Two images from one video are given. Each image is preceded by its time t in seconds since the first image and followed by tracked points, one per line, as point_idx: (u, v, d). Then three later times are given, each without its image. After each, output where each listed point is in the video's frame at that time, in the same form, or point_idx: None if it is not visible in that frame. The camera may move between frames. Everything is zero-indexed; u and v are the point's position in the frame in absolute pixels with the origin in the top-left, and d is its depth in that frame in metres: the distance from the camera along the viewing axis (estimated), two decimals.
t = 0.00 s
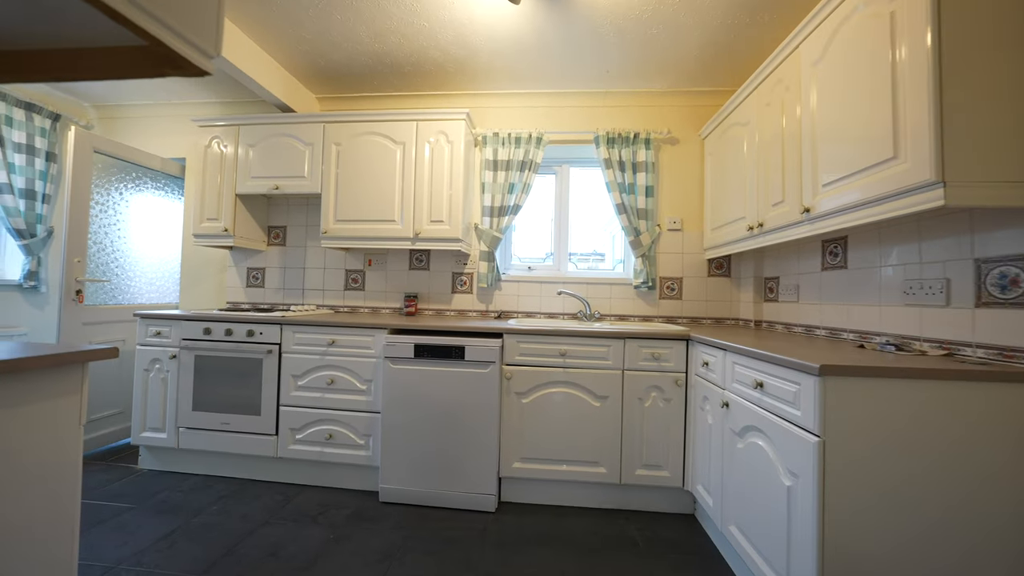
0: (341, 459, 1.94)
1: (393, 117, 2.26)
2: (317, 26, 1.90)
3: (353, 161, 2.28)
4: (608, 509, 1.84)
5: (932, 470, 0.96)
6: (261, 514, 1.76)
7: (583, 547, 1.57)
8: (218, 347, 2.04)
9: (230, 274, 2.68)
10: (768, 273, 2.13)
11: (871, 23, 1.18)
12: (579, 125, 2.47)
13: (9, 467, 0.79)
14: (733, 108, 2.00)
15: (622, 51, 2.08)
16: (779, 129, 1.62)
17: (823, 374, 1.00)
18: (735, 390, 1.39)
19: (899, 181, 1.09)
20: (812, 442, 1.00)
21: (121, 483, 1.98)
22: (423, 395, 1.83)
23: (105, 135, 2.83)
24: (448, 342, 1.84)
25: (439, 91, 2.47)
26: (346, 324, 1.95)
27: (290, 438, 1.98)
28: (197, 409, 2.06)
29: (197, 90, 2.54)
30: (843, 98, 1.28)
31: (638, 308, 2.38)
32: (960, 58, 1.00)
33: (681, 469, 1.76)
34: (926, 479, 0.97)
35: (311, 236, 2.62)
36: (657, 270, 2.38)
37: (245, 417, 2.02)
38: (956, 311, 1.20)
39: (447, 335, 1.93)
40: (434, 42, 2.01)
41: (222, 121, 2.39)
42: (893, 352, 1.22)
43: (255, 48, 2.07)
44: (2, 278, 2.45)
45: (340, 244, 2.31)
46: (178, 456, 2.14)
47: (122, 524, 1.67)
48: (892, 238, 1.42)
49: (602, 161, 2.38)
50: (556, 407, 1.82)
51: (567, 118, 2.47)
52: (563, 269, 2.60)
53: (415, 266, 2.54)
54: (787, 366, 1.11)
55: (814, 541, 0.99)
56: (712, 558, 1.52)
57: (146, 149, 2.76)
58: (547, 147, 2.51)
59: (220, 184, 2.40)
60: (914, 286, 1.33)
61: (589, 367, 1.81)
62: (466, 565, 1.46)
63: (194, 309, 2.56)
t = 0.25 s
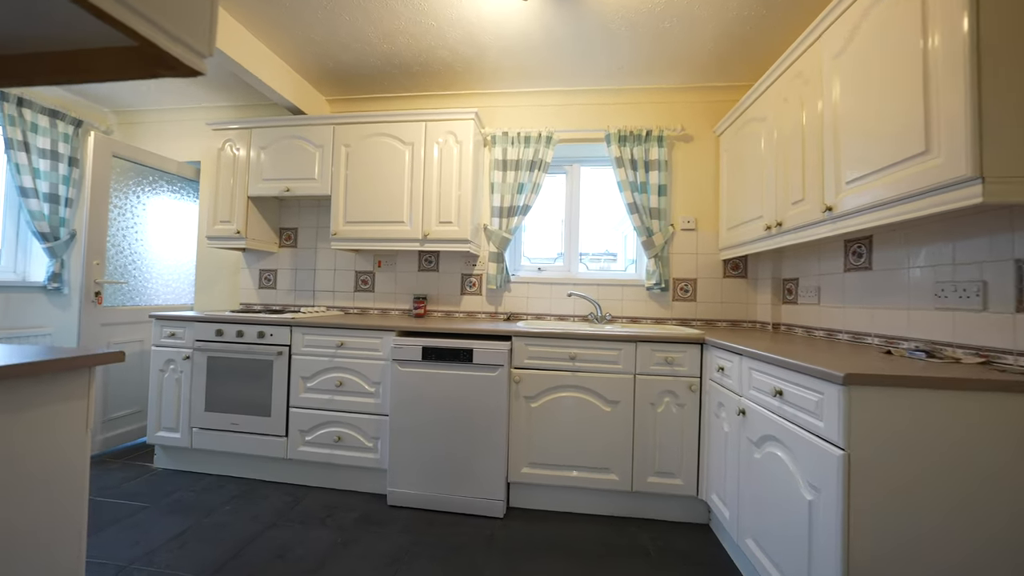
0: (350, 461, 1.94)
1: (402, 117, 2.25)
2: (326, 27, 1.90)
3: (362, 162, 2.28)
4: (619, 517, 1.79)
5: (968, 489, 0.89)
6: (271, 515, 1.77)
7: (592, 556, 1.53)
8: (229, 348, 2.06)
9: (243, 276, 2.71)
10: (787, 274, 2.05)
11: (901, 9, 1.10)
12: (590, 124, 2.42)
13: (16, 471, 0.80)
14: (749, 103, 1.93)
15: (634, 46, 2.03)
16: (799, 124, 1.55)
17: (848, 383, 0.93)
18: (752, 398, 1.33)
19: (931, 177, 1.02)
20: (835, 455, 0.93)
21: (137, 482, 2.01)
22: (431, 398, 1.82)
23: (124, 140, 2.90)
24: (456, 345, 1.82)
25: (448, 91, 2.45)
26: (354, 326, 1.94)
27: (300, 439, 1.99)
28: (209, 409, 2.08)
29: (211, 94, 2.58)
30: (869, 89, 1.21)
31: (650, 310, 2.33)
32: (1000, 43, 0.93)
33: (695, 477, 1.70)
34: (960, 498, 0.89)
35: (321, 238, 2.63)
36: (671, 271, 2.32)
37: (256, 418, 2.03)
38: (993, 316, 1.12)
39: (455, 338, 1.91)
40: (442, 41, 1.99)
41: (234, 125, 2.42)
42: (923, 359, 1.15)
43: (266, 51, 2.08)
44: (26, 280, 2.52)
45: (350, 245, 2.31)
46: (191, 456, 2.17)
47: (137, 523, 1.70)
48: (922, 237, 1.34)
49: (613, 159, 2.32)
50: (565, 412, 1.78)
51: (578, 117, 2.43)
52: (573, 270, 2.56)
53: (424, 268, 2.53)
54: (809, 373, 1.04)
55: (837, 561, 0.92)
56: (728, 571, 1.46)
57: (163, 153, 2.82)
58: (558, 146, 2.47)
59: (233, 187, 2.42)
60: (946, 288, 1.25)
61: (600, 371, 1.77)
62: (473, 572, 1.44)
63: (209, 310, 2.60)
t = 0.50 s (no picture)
0: (359, 465, 1.93)
1: (412, 118, 2.23)
2: (334, 29, 1.90)
3: (372, 163, 2.28)
4: (632, 527, 1.73)
5: (1021, 517, 0.80)
6: (281, 518, 1.77)
7: (604, 568, 1.48)
8: (241, 350, 2.08)
9: (256, 278, 2.74)
10: (810, 276, 1.96)
11: None
12: (602, 121, 2.37)
13: (20, 477, 0.80)
14: (769, 96, 1.85)
15: (648, 40, 1.97)
16: (823, 118, 1.47)
17: (882, 396, 0.86)
18: (774, 406, 1.26)
19: (974, 172, 0.94)
20: (867, 473, 0.86)
21: (152, 482, 2.05)
22: (440, 401, 1.79)
23: (144, 145, 2.96)
24: (465, 348, 1.79)
25: (458, 91, 2.43)
26: (363, 329, 1.93)
27: (310, 441, 1.99)
28: (222, 411, 2.10)
29: (225, 98, 2.61)
30: (903, 79, 1.13)
31: (665, 312, 2.26)
32: None
33: (713, 488, 1.64)
34: (1004, 516, 0.81)
35: (332, 240, 2.64)
36: (686, 273, 2.24)
37: (267, 419, 2.04)
38: None
39: (464, 340, 1.88)
40: (450, 40, 1.97)
41: (247, 128, 2.44)
42: (963, 368, 1.07)
43: (277, 55, 2.09)
44: (51, 282, 2.60)
45: (360, 247, 2.31)
46: (205, 456, 2.19)
47: (150, 523, 1.72)
48: (960, 236, 1.25)
49: (626, 157, 2.26)
50: (577, 418, 1.73)
51: (589, 114, 2.38)
52: (585, 271, 2.51)
53: (434, 269, 2.51)
54: (838, 384, 0.97)
55: None
56: None
57: (180, 157, 2.87)
58: (569, 144, 2.42)
59: (246, 190, 2.45)
60: (988, 292, 1.16)
61: (612, 376, 1.71)
62: None
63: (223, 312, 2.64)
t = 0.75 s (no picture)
0: (368, 468, 1.92)
1: (421, 118, 2.21)
2: (343, 29, 1.88)
3: (382, 165, 2.26)
4: (647, 538, 1.67)
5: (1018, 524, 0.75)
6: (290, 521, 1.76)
7: None
8: (253, 351, 2.08)
9: (269, 279, 2.76)
10: (836, 277, 1.87)
11: None
12: (615, 119, 2.31)
13: (22, 484, 0.79)
14: (792, 90, 1.77)
15: (663, 34, 1.90)
16: (852, 110, 1.39)
17: (925, 411, 0.78)
18: (800, 417, 1.19)
19: None
20: (909, 494, 0.79)
21: (166, 482, 2.07)
22: (449, 406, 1.76)
23: (161, 150, 3.01)
24: (474, 352, 1.75)
25: (468, 90, 2.39)
26: (372, 331, 1.92)
27: (320, 444, 1.99)
28: (234, 412, 2.11)
29: (238, 102, 2.63)
30: (943, 66, 1.05)
31: (681, 315, 2.18)
32: None
33: (732, 499, 1.56)
34: None
35: (343, 242, 2.64)
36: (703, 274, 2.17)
37: (278, 422, 2.04)
38: None
39: (474, 344, 1.84)
40: (460, 38, 1.94)
41: (259, 131, 2.46)
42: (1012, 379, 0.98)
43: (287, 57, 2.09)
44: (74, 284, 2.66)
45: (370, 249, 2.30)
46: (217, 457, 2.21)
47: (162, 524, 1.73)
48: (1002, 235, 1.16)
49: (639, 156, 2.20)
50: (589, 424, 1.68)
51: (603, 112, 2.32)
52: (598, 273, 2.45)
53: (445, 271, 2.49)
54: (874, 395, 0.90)
55: None
56: None
57: (196, 161, 2.91)
58: (581, 143, 2.36)
59: (258, 192, 2.46)
60: None
61: (626, 382, 1.66)
62: None
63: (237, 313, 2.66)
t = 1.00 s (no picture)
0: (378, 472, 1.89)
1: (432, 118, 2.19)
2: (353, 29, 1.87)
3: (392, 165, 2.24)
4: (665, 551, 1.60)
5: None
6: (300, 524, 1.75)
7: None
8: (265, 353, 2.09)
9: (282, 281, 2.78)
10: (866, 279, 1.76)
11: None
12: (630, 116, 2.24)
13: (25, 490, 0.78)
14: (818, 82, 1.67)
15: (680, 27, 1.83)
16: (886, 101, 1.30)
17: (980, 429, 0.71)
18: (831, 429, 1.11)
19: None
20: (963, 521, 0.71)
21: (181, 482, 2.08)
22: (459, 410, 1.72)
23: (179, 154, 3.05)
24: (485, 355, 1.71)
25: (479, 88, 2.36)
26: (382, 334, 1.90)
27: (330, 447, 1.98)
28: (246, 413, 2.12)
29: (253, 105, 2.66)
30: (992, 49, 0.96)
31: (699, 318, 2.10)
32: None
33: (756, 513, 1.48)
34: None
35: (355, 243, 2.63)
36: (723, 275, 2.08)
37: (289, 423, 2.04)
38: None
39: (485, 347, 1.80)
40: (470, 36, 1.90)
41: (273, 134, 2.47)
42: None
43: (298, 58, 2.09)
44: (96, 286, 2.72)
45: (381, 250, 2.28)
46: (231, 457, 2.22)
47: (175, 524, 1.74)
48: None
49: (655, 153, 2.12)
50: (604, 431, 1.62)
51: (617, 109, 2.25)
52: (612, 274, 2.38)
53: (456, 272, 2.46)
54: (918, 410, 0.82)
55: None
56: None
57: (212, 165, 2.95)
58: (594, 141, 2.30)
59: (271, 195, 2.48)
60: None
61: (642, 388, 1.59)
62: None
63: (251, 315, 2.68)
